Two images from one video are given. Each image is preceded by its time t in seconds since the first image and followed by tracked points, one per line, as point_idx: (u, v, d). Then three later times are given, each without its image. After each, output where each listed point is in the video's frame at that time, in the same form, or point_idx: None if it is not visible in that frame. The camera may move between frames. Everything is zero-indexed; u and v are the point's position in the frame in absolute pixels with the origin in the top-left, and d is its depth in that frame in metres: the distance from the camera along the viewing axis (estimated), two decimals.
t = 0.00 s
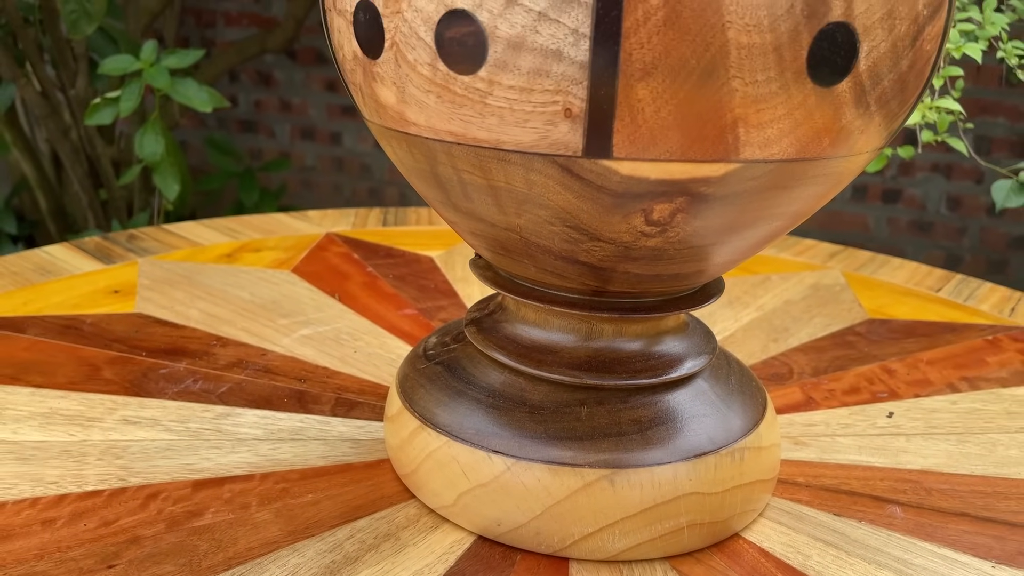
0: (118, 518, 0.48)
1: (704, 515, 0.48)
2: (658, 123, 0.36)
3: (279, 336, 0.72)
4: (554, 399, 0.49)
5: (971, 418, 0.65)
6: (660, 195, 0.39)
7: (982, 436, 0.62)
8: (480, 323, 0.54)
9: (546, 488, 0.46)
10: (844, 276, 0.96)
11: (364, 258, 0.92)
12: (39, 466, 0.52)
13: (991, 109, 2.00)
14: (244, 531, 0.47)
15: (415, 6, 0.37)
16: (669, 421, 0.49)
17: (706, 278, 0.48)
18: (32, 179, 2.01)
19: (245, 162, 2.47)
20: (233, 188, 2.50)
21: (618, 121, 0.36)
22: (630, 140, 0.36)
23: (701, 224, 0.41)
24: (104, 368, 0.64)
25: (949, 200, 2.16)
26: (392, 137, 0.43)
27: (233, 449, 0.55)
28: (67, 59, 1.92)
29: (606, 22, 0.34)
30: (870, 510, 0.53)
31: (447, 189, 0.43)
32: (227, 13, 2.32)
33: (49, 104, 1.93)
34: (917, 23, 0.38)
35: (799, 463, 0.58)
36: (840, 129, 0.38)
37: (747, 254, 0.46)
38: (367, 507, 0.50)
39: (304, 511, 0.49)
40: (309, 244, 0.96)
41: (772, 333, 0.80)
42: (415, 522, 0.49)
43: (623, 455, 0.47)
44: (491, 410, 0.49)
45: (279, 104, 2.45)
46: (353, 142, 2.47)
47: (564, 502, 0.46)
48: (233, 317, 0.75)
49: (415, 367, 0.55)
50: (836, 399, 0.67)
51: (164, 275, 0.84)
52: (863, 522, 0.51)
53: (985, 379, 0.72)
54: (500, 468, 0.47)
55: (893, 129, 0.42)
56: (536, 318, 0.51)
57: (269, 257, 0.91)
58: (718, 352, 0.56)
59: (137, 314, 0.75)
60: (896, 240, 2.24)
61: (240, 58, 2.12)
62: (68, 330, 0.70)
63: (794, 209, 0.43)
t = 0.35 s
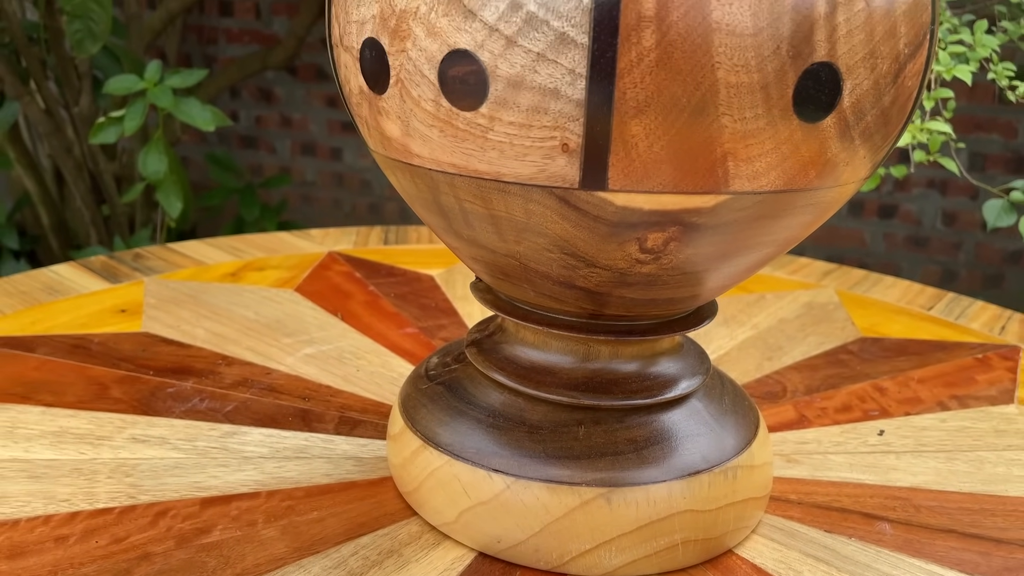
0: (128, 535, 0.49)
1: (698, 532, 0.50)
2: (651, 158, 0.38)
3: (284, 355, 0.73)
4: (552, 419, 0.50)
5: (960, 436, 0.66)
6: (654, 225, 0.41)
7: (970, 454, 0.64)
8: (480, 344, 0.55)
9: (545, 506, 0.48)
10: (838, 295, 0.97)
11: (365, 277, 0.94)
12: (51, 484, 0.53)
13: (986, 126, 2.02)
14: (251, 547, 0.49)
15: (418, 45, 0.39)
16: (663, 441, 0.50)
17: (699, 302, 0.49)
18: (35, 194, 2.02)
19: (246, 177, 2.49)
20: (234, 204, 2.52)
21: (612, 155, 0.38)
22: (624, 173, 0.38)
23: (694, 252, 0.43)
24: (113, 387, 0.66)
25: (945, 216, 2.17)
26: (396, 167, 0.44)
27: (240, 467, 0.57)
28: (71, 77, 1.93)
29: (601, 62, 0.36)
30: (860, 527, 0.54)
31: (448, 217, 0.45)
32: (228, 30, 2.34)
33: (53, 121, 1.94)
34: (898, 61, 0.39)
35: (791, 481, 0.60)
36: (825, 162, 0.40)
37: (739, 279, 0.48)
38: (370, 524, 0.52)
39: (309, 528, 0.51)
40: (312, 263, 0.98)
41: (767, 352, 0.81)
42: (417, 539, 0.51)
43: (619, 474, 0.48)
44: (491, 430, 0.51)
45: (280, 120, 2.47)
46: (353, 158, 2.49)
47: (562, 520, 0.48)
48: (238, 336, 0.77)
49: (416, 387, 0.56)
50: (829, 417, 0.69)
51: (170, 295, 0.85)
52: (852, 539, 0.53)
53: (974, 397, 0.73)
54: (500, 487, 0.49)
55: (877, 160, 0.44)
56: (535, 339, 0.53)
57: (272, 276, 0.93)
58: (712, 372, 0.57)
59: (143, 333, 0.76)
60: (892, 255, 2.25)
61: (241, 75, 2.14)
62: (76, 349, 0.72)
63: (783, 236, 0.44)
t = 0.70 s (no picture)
0: (138, 557, 0.50)
1: (691, 553, 0.51)
2: (643, 197, 0.39)
3: (287, 378, 0.75)
4: (550, 444, 0.52)
5: (948, 458, 0.68)
6: (647, 260, 0.42)
7: (957, 475, 0.65)
8: (479, 370, 0.57)
9: (543, 528, 0.49)
10: (831, 316, 0.99)
11: (366, 299, 0.95)
12: (62, 507, 0.55)
13: (979, 144, 1.99)
14: (258, 569, 0.50)
15: (422, 89, 0.41)
16: (658, 465, 0.52)
17: (692, 330, 0.51)
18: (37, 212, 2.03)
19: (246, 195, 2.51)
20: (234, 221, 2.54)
21: (607, 194, 0.40)
22: (618, 212, 0.40)
23: (685, 284, 0.45)
24: (121, 411, 0.67)
25: (939, 233, 2.15)
26: (400, 202, 0.46)
27: (246, 490, 0.58)
28: (75, 97, 1.94)
29: (597, 108, 0.38)
30: (849, 548, 0.56)
31: (450, 249, 0.47)
32: (228, 49, 2.36)
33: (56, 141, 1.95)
34: (879, 103, 0.41)
35: (783, 502, 0.61)
36: (811, 200, 0.42)
37: (730, 308, 0.50)
38: (373, 545, 0.53)
39: (314, 550, 0.52)
40: (314, 285, 1.00)
41: (760, 374, 0.83)
42: (419, 560, 0.52)
43: (615, 497, 0.50)
44: (491, 454, 0.52)
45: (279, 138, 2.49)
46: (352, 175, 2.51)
47: (560, 542, 0.49)
48: (242, 359, 0.78)
49: (418, 411, 0.58)
50: (820, 438, 0.71)
51: (175, 317, 0.87)
52: (842, 559, 0.54)
53: (963, 418, 0.75)
54: (499, 510, 0.50)
55: (861, 196, 0.46)
56: (533, 366, 0.54)
57: (275, 298, 0.95)
58: (705, 396, 0.59)
59: (150, 356, 0.78)
60: (887, 273, 2.23)
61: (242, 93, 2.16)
62: (84, 372, 0.73)
63: (772, 269, 0.46)
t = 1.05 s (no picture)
0: None
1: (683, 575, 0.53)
2: (634, 233, 0.41)
3: (287, 401, 0.76)
4: (545, 468, 0.53)
5: (936, 479, 0.69)
6: (638, 292, 0.44)
7: (945, 497, 0.67)
8: (476, 396, 0.58)
9: (538, 552, 0.51)
10: (823, 337, 1.01)
11: (365, 321, 0.97)
12: (67, 530, 0.56)
13: (971, 162, 1.97)
14: None
15: (421, 129, 0.42)
16: (650, 489, 0.53)
17: (683, 357, 0.52)
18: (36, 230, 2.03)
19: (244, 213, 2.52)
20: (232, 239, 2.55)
21: (599, 229, 0.41)
22: (610, 246, 0.41)
23: (675, 315, 0.46)
24: (124, 434, 0.68)
25: (932, 250, 2.13)
26: (399, 234, 0.48)
27: (248, 513, 0.59)
28: (75, 118, 1.95)
29: (588, 148, 0.39)
30: (838, 569, 0.57)
31: (448, 280, 0.48)
32: (228, 68, 2.39)
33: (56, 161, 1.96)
34: (860, 141, 0.43)
35: (774, 523, 0.63)
36: (795, 234, 0.44)
37: (719, 336, 0.51)
38: (373, 568, 0.54)
39: (315, 572, 0.53)
40: (313, 307, 1.01)
41: (753, 395, 0.84)
42: None
43: (608, 520, 0.51)
44: (487, 479, 0.54)
45: (278, 156, 2.51)
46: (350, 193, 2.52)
47: (555, 565, 0.51)
48: (242, 382, 0.80)
49: (416, 435, 0.59)
50: (810, 460, 0.72)
51: (176, 340, 0.88)
52: None
53: (951, 440, 0.76)
54: (496, 533, 0.52)
55: (845, 228, 0.47)
56: (528, 392, 0.56)
57: (275, 320, 0.96)
58: (697, 421, 0.60)
59: (152, 379, 0.79)
60: (881, 289, 2.21)
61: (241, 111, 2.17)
62: (88, 396, 0.75)
63: (758, 300, 0.47)
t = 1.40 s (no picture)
0: None
1: None
2: (622, 276, 0.42)
3: (283, 430, 0.77)
4: (538, 502, 0.54)
5: (926, 507, 0.70)
6: (628, 332, 0.45)
7: (934, 525, 0.67)
8: (470, 428, 0.59)
9: None
10: (815, 362, 1.02)
11: (360, 347, 0.97)
12: (65, 563, 0.56)
13: (964, 181, 1.91)
14: None
15: (415, 174, 0.43)
16: (642, 522, 0.54)
17: (673, 392, 0.53)
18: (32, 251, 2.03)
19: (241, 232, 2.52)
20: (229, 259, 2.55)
21: (588, 272, 0.42)
22: (599, 288, 0.42)
23: (665, 353, 0.47)
24: (121, 465, 0.69)
25: (926, 269, 2.06)
26: (393, 273, 0.49)
27: (243, 545, 0.60)
28: (72, 139, 1.96)
29: (578, 194, 0.40)
30: None
31: (441, 318, 0.49)
32: (225, 87, 2.40)
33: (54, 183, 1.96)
34: (844, 185, 0.44)
35: (764, 553, 0.63)
36: (781, 275, 0.45)
37: (709, 372, 0.52)
38: None
39: None
40: (309, 333, 1.02)
41: (745, 422, 0.85)
42: None
43: (600, 554, 0.52)
44: (481, 512, 0.54)
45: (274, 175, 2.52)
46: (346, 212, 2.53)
47: None
48: (239, 411, 0.80)
49: (410, 468, 0.59)
50: (802, 488, 0.73)
51: (173, 368, 0.89)
52: None
53: (941, 467, 0.77)
54: (489, 567, 0.52)
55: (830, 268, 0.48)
56: (521, 425, 0.56)
57: (271, 347, 0.97)
58: (688, 451, 0.61)
59: (149, 408, 0.80)
60: (875, 308, 2.13)
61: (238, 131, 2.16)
62: (85, 426, 0.75)
63: (746, 337, 0.48)
